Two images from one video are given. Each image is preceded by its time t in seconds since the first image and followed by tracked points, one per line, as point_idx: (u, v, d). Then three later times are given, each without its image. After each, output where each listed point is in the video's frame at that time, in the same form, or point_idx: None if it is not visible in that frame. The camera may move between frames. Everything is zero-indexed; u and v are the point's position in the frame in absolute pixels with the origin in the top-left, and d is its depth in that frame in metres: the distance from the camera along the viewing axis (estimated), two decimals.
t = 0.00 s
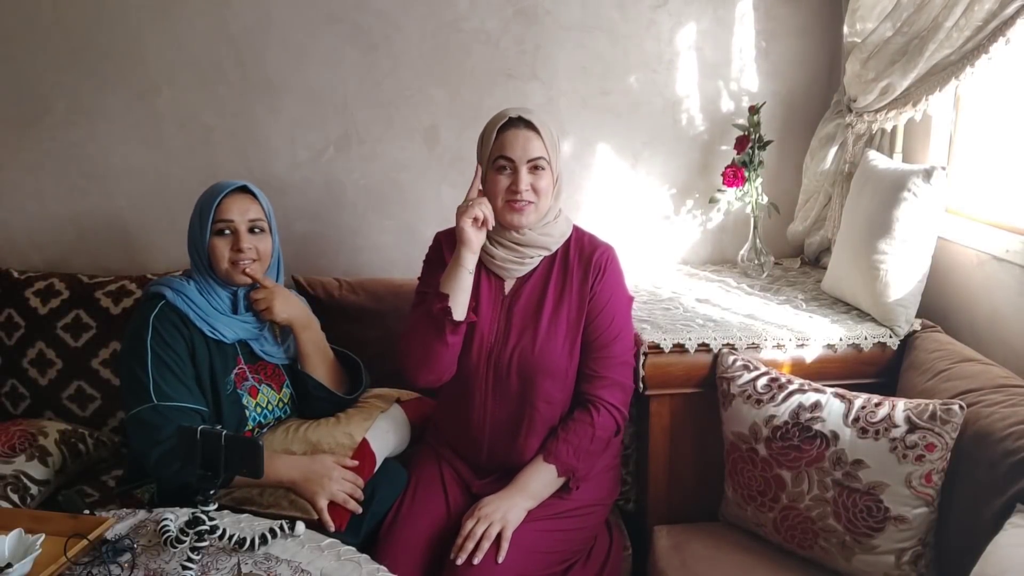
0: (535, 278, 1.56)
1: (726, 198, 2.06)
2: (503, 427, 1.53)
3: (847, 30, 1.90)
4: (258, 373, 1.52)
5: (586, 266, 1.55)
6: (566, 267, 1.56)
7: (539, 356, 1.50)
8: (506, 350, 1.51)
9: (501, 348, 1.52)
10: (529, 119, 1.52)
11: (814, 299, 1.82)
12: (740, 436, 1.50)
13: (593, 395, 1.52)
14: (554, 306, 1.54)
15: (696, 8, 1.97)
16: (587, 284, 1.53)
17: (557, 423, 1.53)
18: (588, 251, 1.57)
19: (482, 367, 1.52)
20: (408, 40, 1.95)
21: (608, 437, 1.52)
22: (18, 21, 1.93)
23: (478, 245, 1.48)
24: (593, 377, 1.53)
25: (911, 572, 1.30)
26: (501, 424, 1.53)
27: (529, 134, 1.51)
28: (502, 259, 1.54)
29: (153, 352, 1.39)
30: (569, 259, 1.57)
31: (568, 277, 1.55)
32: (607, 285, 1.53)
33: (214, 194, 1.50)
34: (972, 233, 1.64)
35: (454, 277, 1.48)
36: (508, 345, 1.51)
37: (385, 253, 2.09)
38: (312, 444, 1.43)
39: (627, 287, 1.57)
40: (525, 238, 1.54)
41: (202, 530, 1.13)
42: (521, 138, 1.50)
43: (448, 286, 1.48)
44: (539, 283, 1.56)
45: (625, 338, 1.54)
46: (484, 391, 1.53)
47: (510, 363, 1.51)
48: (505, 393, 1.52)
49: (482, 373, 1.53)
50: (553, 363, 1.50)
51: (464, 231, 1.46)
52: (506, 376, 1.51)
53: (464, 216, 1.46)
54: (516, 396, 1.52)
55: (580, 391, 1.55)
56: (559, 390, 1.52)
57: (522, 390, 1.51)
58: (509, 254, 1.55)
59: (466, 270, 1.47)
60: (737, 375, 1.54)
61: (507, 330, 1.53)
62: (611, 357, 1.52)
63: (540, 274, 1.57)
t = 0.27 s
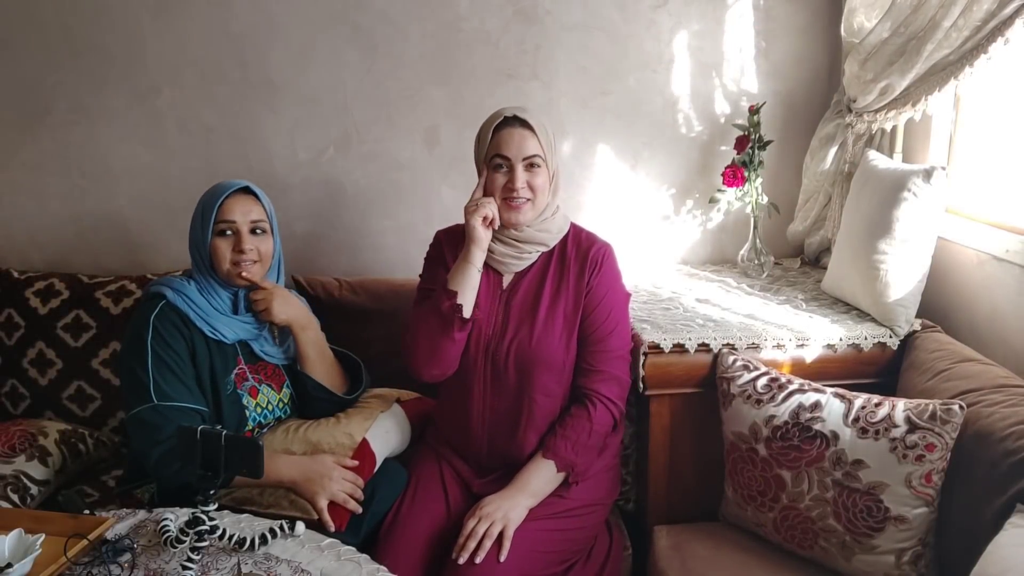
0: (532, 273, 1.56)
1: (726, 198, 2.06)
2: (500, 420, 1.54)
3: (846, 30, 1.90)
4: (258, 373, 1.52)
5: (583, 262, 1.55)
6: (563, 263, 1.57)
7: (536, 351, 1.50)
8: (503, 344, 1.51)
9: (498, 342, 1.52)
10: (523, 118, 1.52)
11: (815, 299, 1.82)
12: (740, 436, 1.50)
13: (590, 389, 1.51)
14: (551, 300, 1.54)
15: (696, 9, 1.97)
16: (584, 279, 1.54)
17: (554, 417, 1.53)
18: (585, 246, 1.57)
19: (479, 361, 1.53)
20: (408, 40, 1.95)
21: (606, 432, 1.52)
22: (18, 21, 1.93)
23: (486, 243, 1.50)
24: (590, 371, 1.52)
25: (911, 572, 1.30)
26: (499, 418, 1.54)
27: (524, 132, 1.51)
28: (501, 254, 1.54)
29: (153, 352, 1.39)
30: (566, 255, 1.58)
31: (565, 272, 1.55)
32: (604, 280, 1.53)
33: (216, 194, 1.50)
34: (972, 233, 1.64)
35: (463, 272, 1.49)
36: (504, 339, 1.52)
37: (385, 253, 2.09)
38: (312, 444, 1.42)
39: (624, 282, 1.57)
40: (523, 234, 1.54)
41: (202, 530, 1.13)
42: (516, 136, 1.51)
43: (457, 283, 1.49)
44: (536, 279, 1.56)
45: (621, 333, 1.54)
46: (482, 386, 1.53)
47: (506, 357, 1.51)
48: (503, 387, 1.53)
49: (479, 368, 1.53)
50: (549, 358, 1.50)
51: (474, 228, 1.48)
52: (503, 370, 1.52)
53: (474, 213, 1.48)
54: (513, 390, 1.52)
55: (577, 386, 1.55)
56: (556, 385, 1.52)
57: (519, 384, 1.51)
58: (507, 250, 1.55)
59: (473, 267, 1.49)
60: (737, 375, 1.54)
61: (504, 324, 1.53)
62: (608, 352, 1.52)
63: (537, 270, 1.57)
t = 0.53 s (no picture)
0: (529, 269, 1.56)
1: (726, 198, 2.06)
2: (496, 413, 1.54)
3: (843, 30, 1.90)
4: (258, 373, 1.52)
5: (581, 258, 1.55)
6: (561, 259, 1.57)
7: (533, 346, 1.50)
8: (500, 339, 1.51)
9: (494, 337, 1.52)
10: (519, 121, 1.51)
11: (814, 299, 1.82)
12: (740, 436, 1.50)
13: (587, 384, 1.51)
14: (548, 295, 1.54)
15: (696, 9, 1.97)
16: (581, 275, 1.53)
17: (552, 412, 1.53)
18: (583, 243, 1.57)
19: (476, 357, 1.53)
20: (408, 40, 1.95)
21: (603, 428, 1.52)
22: (18, 21, 1.93)
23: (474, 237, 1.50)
24: (587, 367, 1.52)
25: (911, 572, 1.30)
26: (495, 410, 1.54)
27: (520, 135, 1.51)
28: (501, 248, 1.55)
29: (153, 352, 1.39)
30: (564, 251, 1.57)
31: (563, 268, 1.55)
32: (602, 275, 1.53)
33: (216, 194, 1.50)
34: (972, 233, 1.64)
35: (452, 267, 1.49)
36: (501, 334, 1.52)
37: (385, 253, 2.09)
38: (312, 443, 1.42)
39: (622, 278, 1.57)
40: (522, 232, 1.55)
41: (202, 530, 1.12)
42: (512, 140, 1.51)
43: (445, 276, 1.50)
44: (534, 275, 1.56)
45: (619, 329, 1.53)
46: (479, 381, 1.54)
47: (503, 353, 1.51)
48: (500, 383, 1.53)
49: (476, 364, 1.53)
50: (546, 353, 1.50)
51: (458, 221, 1.49)
52: (500, 366, 1.52)
53: (457, 207, 1.50)
54: (510, 385, 1.52)
55: (574, 381, 1.55)
56: (553, 380, 1.52)
57: (516, 380, 1.51)
58: (507, 246, 1.55)
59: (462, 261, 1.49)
60: (737, 375, 1.54)
61: (501, 319, 1.53)
62: (605, 346, 1.52)
63: (535, 266, 1.57)
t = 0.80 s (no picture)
0: (528, 268, 1.57)
1: (726, 198, 2.06)
2: (495, 411, 1.54)
3: (842, 30, 1.90)
4: (257, 373, 1.52)
5: (580, 256, 1.55)
6: (560, 258, 1.57)
7: (531, 344, 1.50)
8: (498, 337, 1.51)
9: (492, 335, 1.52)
10: (513, 122, 1.51)
11: (814, 299, 1.82)
12: (740, 436, 1.50)
13: (586, 383, 1.51)
14: (547, 293, 1.54)
15: (696, 9, 1.97)
16: (580, 273, 1.53)
17: (551, 411, 1.53)
18: (582, 241, 1.57)
19: (475, 355, 1.53)
20: (408, 40, 1.95)
21: (602, 426, 1.52)
22: (18, 21, 1.93)
23: (473, 240, 1.49)
24: (586, 365, 1.52)
25: (911, 572, 1.30)
26: (495, 409, 1.54)
27: (514, 137, 1.51)
28: (500, 248, 1.56)
29: (153, 352, 1.39)
30: (563, 250, 1.57)
31: (562, 267, 1.55)
32: (600, 274, 1.53)
33: (215, 194, 1.49)
34: (972, 233, 1.64)
35: (452, 271, 1.49)
36: (499, 332, 1.52)
37: (385, 253, 2.09)
38: (312, 443, 1.42)
39: (621, 277, 1.57)
40: (520, 231, 1.55)
41: (202, 530, 1.12)
42: (505, 141, 1.51)
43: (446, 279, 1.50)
44: (533, 273, 1.56)
45: (618, 327, 1.53)
46: (478, 379, 1.54)
47: (502, 351, 1.51)
48: (498, 381, 1.53)
49: (475, 362, 1.54)
50: (545, 351, 1.50)
51: (457, 226, 1.48)
52: (499, 364, 1.52)
53: (454, 211, 1.49)
54: (509, 384, 1.52)
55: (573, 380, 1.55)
56: (552, 379, 1.52)
57: (515, 378, 1.52)
58: (506, 244, 1.56)
59: (461, 265, 1.49)
60: (737, 375, 1.54)
61: (499, 317, 1.53)
62: (603, 345, 1.52)
63: (534, 264, 1.57)
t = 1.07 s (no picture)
0: (527, 268, 1.57)
1: (726, 198, 2.06)
2: (495, 411, 1.54)
3: (841, 29, 1.90)
4: (258, 373, 1.52)
5: (578, 256, 1.55)
6: (559, 258, 1.57)
7: (531, 344, 1.50)
8: (497, 336, 1.51)
9: (490, 335, 1.52)
10: (514, 118, 1.52)
11: (814, 299, 1.82)
12: (740, 436, 1.50)
13: (585, 382, 1.51)
14: (546, 293, 1.54)
15: (696, 9, 1.97)
16: (579, 273, 1.53)
17: (550, 411, 1.53)
18: (580, 241, 1.57)
19: (474, 355, 1.53)
20: (407, 40, 1.95)
21: (601, 425, 1.52)
22: (18, 21, 1.93)
23: (457, 262, 1.44)
24: (585, 365, 1.52)
25: (911, 572, 1.30)
26: (494, 409, 1.54)
27: (515, 132, 1.52)
28: (499, 247, 1.56)
29: (152, 352, 1.39)
30: (561, 250, 1.57)
31: (560, 267, 1.55)
32: (599, 272, 1.53)
33: (213, 193, 1.49)
34: (971, 233, 1.64)
35: (440, 294, 1.47)
36: (498, 332, 1.52)
37: (385, 253, 2.09)
38: (312, 443, 1.42)
39: (620, 277, 1.57)
40: (520, 228, 1.55)
41: (202, 530, 1.12)
42: (507, 137, 1.52)
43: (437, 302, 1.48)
44: (531, 273, 1.56)
45: (617, 327, 1.53)
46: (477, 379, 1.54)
47: (500, 350, 1.51)
48: (498, 380, 1.53)
49: (474, 362, 1.54)
50: (544, 351, 1.50)
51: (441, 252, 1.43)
52: (498, 363, 1.52)
53: (437, 237, 1.42)
54: (508, 383, 1.53)
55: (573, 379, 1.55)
56: (551, 378, 1.52)
57: (514, 377, 1.52)
58: (505, 243, 1.56)
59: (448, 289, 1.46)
60: (737, 375, 1.54)
61: (498, 316, 1.53)
62: (602, 344, 1.52)
63: (533, 264, 1.57)
